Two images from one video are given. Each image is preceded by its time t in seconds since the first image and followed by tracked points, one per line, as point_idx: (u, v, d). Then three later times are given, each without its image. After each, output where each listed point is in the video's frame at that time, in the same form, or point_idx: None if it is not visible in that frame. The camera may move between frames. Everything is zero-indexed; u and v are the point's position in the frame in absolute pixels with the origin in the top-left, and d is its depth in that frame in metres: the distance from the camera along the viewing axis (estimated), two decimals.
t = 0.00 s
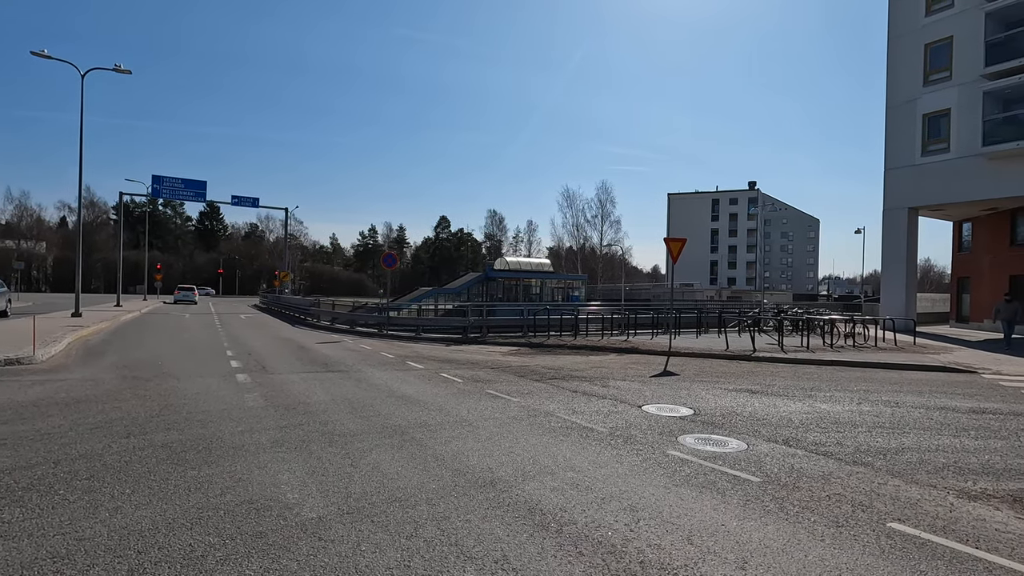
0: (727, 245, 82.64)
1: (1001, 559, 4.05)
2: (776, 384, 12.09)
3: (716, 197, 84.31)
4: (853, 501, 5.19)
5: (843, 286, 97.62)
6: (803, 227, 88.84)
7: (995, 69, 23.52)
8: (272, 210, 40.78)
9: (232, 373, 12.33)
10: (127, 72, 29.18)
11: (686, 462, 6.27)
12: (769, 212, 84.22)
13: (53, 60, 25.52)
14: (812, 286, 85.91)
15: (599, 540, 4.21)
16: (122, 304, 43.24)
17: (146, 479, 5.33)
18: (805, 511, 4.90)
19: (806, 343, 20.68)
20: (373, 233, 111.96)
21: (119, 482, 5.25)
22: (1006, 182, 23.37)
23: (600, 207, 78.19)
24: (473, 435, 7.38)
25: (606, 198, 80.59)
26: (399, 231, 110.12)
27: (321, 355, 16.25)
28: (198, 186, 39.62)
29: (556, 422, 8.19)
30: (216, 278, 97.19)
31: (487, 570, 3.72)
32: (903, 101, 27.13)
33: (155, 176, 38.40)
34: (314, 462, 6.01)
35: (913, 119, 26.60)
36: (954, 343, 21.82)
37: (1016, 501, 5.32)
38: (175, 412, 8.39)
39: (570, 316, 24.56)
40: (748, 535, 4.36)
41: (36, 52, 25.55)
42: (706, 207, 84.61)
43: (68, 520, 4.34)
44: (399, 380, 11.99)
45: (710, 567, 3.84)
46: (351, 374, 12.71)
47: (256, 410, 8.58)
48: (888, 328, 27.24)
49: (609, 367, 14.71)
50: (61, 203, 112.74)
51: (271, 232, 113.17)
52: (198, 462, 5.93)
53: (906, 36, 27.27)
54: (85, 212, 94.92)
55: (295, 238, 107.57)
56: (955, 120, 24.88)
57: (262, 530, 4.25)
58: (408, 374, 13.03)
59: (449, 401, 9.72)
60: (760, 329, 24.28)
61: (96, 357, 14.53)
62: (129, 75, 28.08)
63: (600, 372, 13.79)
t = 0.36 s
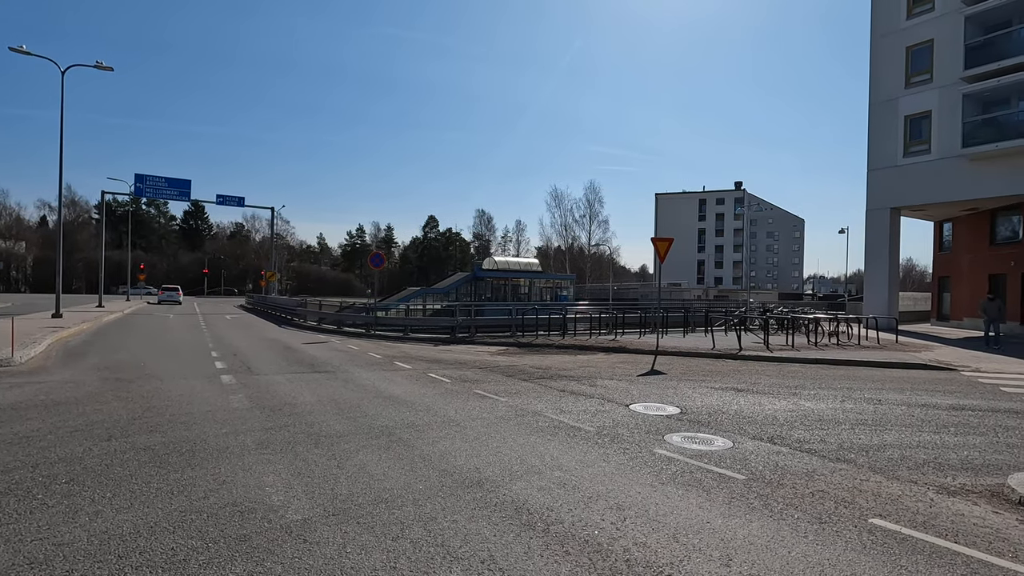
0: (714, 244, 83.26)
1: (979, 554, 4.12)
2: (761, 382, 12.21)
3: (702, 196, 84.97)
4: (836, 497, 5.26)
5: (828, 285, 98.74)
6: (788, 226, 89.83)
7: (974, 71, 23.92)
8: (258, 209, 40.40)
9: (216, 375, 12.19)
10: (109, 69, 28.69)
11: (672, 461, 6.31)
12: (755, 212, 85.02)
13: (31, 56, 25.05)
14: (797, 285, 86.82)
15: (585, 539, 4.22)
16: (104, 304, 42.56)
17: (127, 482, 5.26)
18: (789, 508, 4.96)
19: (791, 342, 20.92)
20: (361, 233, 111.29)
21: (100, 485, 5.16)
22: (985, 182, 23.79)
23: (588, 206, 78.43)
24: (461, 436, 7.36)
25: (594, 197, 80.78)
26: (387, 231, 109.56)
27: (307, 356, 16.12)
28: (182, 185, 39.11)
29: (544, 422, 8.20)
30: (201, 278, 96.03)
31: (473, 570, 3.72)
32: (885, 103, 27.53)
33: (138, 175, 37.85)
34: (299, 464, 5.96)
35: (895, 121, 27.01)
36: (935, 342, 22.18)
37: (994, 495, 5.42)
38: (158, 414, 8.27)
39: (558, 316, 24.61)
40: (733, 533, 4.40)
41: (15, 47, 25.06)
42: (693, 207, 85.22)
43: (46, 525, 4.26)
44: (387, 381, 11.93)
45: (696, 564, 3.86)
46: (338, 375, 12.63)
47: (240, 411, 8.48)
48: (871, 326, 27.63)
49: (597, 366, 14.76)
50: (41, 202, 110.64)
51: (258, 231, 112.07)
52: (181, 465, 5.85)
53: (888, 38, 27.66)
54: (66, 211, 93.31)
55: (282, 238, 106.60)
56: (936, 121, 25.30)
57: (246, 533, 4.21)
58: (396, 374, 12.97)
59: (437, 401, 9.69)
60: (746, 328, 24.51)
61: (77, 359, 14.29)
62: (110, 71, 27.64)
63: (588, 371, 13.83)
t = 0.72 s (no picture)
0: (705, 244, 83.67)
1: (966, 550, 4.17)
2: (751, 381, 12.28)
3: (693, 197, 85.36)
4: (825, 495, 5.30)
5: (818, 285, 99.54)
6: (778, 227, 90.46)
7: (961, 73, 24.19)
8: (249, 209, 40.11)
9: (206, 376, 12.09)
10: (96, 66, 28.31)
11: (663, 460, 6.33)
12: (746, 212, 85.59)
13: (17, 54, 24.69)
14: (788, 285, 87.45)
15: (576, 539, 4.22)
16: (91, 305, 42.09)
17: (115, 485, 5.19)
18: (779, 507, 4.98)
19: (781, 341, 21.06)
20: (353, 233, 110.85)
21: (87, 488, 5.10)
22: (972, 183, 24.08)
23: (580, 206, 78.61)
24: (452, 436, 7.35)
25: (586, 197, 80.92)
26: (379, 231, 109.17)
27: (299, 357, 16.03)
28: (171, 184, 38.76)
29: (536, 422, 8.20)
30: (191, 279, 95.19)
31: (464, 572, 3.71)
32: (873, 104, 27.80)
33: (126, 174, 37.47)
34: (290, 465, 5.92)
35: (884, 122, 27.28)
36: (923, 341, 22.41)
37: (981, 492, 5.48)
38: (146, 416, 8.18)
39: (550, 316, 24.63)
40: (723, 531, 4.42)
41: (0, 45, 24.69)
42: (685, 207, 85.63)
43: (31, 529, 4.21)
44: (378, 381, 11.87)
45: (686, 564, 3.87)
46: (329, 375, 12.57)
47: (230, 413, 8.42)
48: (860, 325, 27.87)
49: (589, 366, 14.78)
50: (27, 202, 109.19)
51: (248, 231, 111.31)
52: (168, 467, 5.79)
53: (876, 40, 27.92)
54: (53, 211, 92.22)
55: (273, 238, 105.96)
56: (923, 122, 25.56)
57: (235, 536, 4.17)
58: (387, 374, 12.93)
59: (428, 402, 9.66)
60: (737, 327, 24.64)
61: (64, 361, 14.13)
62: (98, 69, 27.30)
63: (580, 371, 13.84)
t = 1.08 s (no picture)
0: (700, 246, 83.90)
1: (961, 550, 4.19)
2: (747, 382, 12.31)
3: (688, 198, 85.59)
4: (822, 496, 5.31)
5: (812, 286, 100.01)
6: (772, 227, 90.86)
7: (952, 75, 24.39)
8: (243, 211, 39.96)
9: (200, 379, 12.02)
10: (89, 68, 28.18)
11: (660, 461, 6.33)
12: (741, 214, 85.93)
13: (10, 54, 24.54)
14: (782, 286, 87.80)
15: (574, 541, 4.22)
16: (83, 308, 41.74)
17: (109, 489, 5.15)
18: (776, 508, 4.99)
19: (777, 342, 21.13)
20: (348, 234, 110.57)
21: (80, 493, 5.05)
22: (964, 185, 24.25)
23: (576, 208, 78.69)
24: (449, 438, 7.32)
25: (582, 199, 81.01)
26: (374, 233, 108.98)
27: (294, 359, 15.97)
28: (165, 186, 38.57)
29: (532, 424, 8.19)
30: (185, 281, 94.70)
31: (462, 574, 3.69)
32: (866, 106, 27.97)
33: (120, 176, 37.27)
34: (285, 468, 5.89)
35: (877, 124, 27.46)
36: (916, 341, 22.53)
37: (975, 492, 5.51)
38: (140, 419, 8.12)
39: (546, 317, 24.66)
40: (721, 533, 4.42)
41: None
42: (680, 208, 85.91)
43: (23, 535, 4.16)
44: (374, 383, 11.83)
45: (683, 565, 3.87)
46: (325, 378, 12.52)
47: (224, 416, 8.37)
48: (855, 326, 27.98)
49: (586, 367, 14.79)
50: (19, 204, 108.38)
51: (243, 233, 110.89)
52: (163, 471, 5.76)
53: (870, 43, 28.09)
54: (46, 213, 91.63)
55: (268, 239, 105.60)
56: (916, 124, 25.74)
57: (230, 540, 4.15)
58: (383, 377, 12.89)
59: (425, 404, 9.63)
60: (733, 329, 24.70)
61: (57, 364, 14.02)
62: (91, 70, 27.17)
63: (576, 372, 13.85)
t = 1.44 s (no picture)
0: (704, 248, 83.73)
1: (974, 555, 4.14)
2: (753, 386, 12.25)
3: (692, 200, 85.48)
4: (831, 500, 5.27)
5: (816, 289, 99.66)
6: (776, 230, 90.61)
7: (957, 77, 24.32)
8: (247, 215, 40.11)
9: (206, 383, 12.04)
10: (94, 74, 28.36)
11: (667, 465, 6.30)
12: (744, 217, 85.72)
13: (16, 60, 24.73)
14: (787, 289, 87.51)
15: (582, 546, 4.19)
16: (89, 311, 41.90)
17: (116, 493, 5.16)
18: (785, 512, 4.96)
19: (782, 345, 21.04)
20: (352, 238, 110.81)
21: (88, 497, 5.06)
22: (970, 186, 24.14)
23: (579, 211, 78.69)
24: (454, 442, 7.30)
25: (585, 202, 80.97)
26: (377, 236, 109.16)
27: (299, 363, 15.98)
28: (170, 191, 38.77)
29: (538, 428, 8.16)
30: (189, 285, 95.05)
31: None
32: (871, 108, 27.91)
33: (125, 181, 37.48)
34: (292, 472, 5.88)
35: (881, 126, 27.38)
36: (922, 344, 22.42)
37: (987, 497, 5.45)
38: (146, 423, 8.13)
39: (550, 320, 24.63)
40: (730, 537, 4.39)
41: None
42: (683, 211, 85.80)
43: (31, 539, 4.16)
44: (379, 387, 11.83)
45: (693, 570, 3.85)
46: (329, 381, 12.52)
47: (231, 420, 8.38)
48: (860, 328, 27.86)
49: (590, 371, 14.75)
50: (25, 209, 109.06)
51: (247, 237, 111.28)
52: (170, 474, 5.76)
53: (874, 45, 28.05)
54: (52, 218, 92.21)
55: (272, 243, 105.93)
56: (921, 126, 25.66)
57: (238, 544, 4.14)
58: (388, 380, 12.89)
59: (430, 408, 9.62)
60: (738, 332, 24.60)
61: (63, 368, 14.07)
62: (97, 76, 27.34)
63: (581, 376, 13.81)
